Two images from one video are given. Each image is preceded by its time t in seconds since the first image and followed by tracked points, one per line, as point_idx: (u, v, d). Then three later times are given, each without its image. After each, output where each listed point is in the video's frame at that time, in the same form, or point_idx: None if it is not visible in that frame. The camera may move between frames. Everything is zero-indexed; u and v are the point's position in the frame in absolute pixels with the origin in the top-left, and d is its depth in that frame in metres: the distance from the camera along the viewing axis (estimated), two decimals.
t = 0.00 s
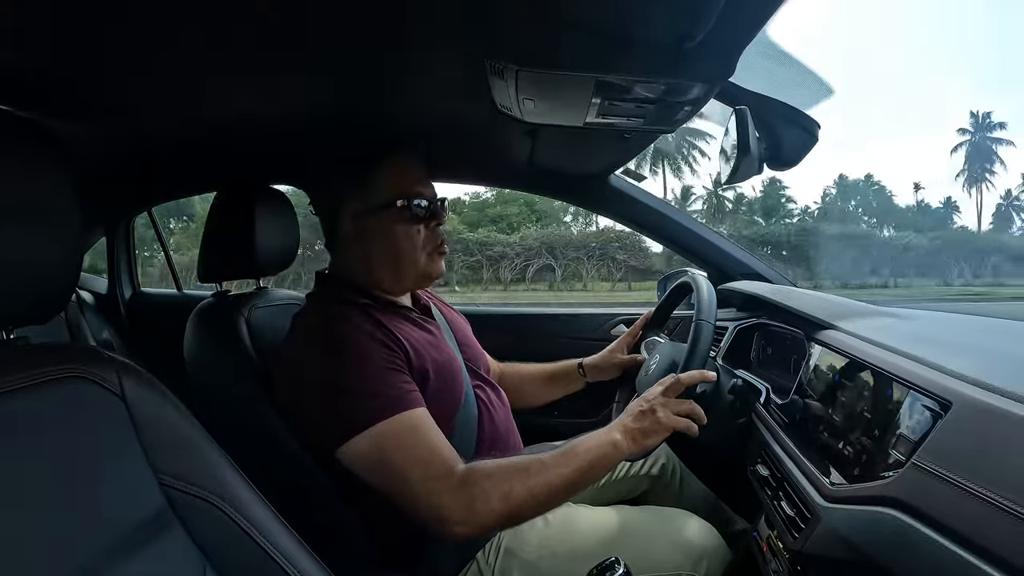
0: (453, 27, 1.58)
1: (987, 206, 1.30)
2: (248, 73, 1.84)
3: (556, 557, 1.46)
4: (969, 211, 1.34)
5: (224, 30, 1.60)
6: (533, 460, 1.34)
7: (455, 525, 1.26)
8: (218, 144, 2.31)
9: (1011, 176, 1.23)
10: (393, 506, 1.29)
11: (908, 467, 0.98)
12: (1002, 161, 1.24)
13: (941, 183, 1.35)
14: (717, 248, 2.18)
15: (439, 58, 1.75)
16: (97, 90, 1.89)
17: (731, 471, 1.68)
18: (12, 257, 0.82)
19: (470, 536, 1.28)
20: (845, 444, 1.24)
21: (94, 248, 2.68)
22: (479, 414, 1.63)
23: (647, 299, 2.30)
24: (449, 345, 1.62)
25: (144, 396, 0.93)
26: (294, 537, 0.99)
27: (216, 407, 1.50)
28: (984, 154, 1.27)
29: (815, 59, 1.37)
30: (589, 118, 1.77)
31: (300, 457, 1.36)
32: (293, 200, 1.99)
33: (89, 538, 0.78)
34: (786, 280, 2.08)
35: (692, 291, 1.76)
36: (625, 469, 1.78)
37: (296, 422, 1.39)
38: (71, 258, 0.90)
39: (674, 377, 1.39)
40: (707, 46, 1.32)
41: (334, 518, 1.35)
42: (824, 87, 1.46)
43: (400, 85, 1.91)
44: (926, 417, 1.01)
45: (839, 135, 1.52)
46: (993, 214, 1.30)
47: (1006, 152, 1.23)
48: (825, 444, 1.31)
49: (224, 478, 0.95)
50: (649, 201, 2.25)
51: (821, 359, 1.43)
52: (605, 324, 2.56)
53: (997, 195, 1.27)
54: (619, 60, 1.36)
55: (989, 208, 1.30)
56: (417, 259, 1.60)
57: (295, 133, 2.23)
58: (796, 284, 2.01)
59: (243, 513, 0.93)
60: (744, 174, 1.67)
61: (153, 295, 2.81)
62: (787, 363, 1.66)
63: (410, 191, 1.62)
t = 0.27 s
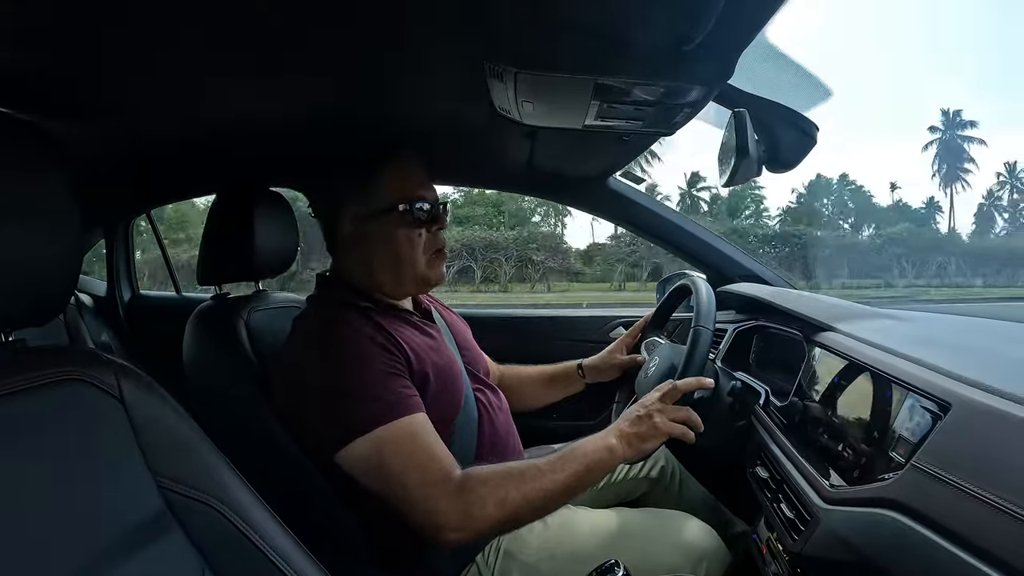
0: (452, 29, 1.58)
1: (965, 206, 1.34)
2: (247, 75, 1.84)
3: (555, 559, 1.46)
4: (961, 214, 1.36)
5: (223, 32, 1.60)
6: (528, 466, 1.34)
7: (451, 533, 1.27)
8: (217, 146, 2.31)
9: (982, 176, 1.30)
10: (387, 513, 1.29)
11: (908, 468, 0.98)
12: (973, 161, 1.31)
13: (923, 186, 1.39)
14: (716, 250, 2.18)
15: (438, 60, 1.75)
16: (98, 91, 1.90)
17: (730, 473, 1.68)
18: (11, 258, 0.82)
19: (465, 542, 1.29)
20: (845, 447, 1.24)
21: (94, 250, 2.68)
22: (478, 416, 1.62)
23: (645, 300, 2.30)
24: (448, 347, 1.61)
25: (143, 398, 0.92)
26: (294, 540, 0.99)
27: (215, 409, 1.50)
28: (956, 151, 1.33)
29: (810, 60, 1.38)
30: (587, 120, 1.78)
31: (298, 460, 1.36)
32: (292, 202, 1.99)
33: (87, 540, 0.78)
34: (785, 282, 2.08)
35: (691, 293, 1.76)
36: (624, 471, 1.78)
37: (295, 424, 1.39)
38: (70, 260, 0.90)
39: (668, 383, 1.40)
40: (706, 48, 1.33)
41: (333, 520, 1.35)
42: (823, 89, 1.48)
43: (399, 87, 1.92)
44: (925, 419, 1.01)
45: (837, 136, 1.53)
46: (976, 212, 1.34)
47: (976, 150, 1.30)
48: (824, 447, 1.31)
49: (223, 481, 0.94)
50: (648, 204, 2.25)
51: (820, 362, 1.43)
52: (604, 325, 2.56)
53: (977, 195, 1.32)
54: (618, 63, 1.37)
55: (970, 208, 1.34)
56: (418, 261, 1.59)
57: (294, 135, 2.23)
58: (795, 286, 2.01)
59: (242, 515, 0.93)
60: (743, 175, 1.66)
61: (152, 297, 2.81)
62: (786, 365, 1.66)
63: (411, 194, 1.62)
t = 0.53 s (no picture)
0: (453, 29, 1.58)
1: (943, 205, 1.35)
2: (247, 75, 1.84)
3: (555, 559, 1.46)
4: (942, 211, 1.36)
5: (223, 32, 1.60)
6: (520, 469, 1.34)
7: (445, 536, 1.27)
8: (217, 145, 2.31)
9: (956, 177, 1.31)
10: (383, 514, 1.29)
11: (907, 468, 0.98)
12: (945, 163, 1.33)
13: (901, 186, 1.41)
14: (715, 250, 2.18)
15: (438, 59, 1.75)
16: (101, 91, 1.90)
17: (730, 473, 1.68)
18: (12, 258, 0.82)
19: (459, 545, 1.28)
20: (844, 447, 1.24)
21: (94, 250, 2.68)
22: (478, 416, 1.63)
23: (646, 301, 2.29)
24: (447, 347, 1.61)
25: (143, 398, 0.92)
26: (294, 540, 0.99)
27: (215, 409, 1.50)
28: (927, 151, 1.34)
29: (810, 59, 1.38)
30: (587, 120, 1.78)
31: (298, 460, 1.36)
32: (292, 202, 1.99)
33: (88, 539, 0.78)
34: (785, 282, 2.08)
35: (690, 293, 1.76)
36: (624, 470, 1.78)
37: (294, 424, 1.39)
38: (70, 260, 0.90)
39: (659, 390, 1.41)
40: (706, 49, 1.33)
41: (333, 520, 1.35)
42: (823, 87, 1.48)
43: (399, 87, 1.92)
44: (924, 419, 1.01)
45: (835, 136, 1.53)
46: (955, 212, 1.34)
47: (947, 149, 1.32)
48: (823, 447, 1.31)
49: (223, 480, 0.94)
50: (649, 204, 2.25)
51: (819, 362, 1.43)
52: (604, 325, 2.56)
53: (955, 196, 1.32)
54: (618, 63, 1.37)
55: (949, 209, 1.34)
56: (417, 261, 1.59)
57: (294, 134, 2.23)
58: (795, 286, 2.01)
59: (242, 515, 0.93)
60: (743, 176, 1.66)
61: (152, 297, 2.81)
62: (785, 365, 1.66)
63: (410, 193, 1.62)
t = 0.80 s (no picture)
0: (452, 30, 1.58)
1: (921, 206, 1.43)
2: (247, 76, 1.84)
3: (556, 560, 1.46)
4: (920, 213, 1.44)
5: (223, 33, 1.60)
6: (517, 473, 1.34)
7: (444, 541, 1.26)
8: (217, 147, 2.31)
9: (928, 178, 1.39)
10: (382, 518, 1.28)
11: (908, 469, 0.98)
12: (917, 162, 1.42)
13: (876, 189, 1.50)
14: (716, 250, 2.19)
15: (438, 61, 1.75)
16: (102, 93, 1.91)
17: (730, 474, 1.68)
18: (12, 260, 0.82)
19: (457, 549, 1.28)
20: (846, 448, 1.23)
21: (95, 252, 2.68)
22: (478, 417, 1.62)
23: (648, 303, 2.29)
24: (447, 349, 1.61)
25: (145, 400, 0.92)
26: (295, 542, 0.99)
27: (215, 410, 1.50)
28: (897, 152, 1.43)
29: (810, 61, 1.39)
30: (588, 122, 1.78)
31: (299, 461, 1.36)
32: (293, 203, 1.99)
33: (88, 540, 0.78)
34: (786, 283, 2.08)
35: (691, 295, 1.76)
36: (625, 471, 1.78)
37: (294, 426, 1.38)
38: (70, 261, 0.90)
39: (659, 398, 1.41)
40: (706, 50, 1.33)
41: (334, 521, 1.35)
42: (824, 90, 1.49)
43: (399, 88, 1.92)
44: (926, 420, 1.01)
45: (836, 137, 1.53)
46: (935, 211, 1.42)
47: (915, 147, 1.40)
48: (824, 448, 1.31)
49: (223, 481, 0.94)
50: (649, 205, 2.25)
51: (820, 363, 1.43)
52: (604, 326, 2.56)
53: (933, 196, 1.40)
54: (619, 64, 1.37)
55: (926, 210, 1.43)
56: (416, 263, 1.59)
57: (294, 136, 2.23)
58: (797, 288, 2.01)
59: (243, 515, 0.93)
60: (744, 176, 1.66)
61: (153, 298, 2.81)
62: (786, 366, 1.65)
63: (410, 194, 1.62)
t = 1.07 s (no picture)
0: (453, 30, 1.58)
1: (897, 204, 1.51)
2: (249, 75, 1.84)
3: (558, 561, 1.46)
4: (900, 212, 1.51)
5: (225, 33, 1.60)
6: (516, 476, 1.34)
7: (444, 543, 1.27)
8: (220, 147, 2.32)
9: (899, 177, 1.47)
10: (382, 519, 1.28)
11: (910, 470, 0.98)
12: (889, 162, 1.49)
13: (852, 189, 1.57)
14: (719, 251, 2.18)
15: (439, 60, 1.75)
16: (104, 93, 1.91)
17: (733, 474, 1.68)
18: (12, 259, 0.82)
19: (455, 552, 1.29)
20: (848, 448, 1.23)
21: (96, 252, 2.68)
22: (479, 418, 1.62)
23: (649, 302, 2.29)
24: (448, 349, 1.61)
25: (147, 400, 0.92)
26: (297, 542, 0.99)
27: (218, 410, 1.50)
28: (870, 150, 1.51)
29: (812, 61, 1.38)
30: (590, 121, 1.78)
31: (301, 460, 1.36)
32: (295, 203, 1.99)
33: (90, 540, 0.79)
34: (789, 283, 2.08)
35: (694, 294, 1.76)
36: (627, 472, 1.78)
37: (296, 426, 1.39)
38: (72, 261, 0.90)
39: (659, 402, 1.41)
40: (708, 50, 1.33)
41: (336, 522, 1.35)
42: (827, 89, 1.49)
43: (400, 88, 1.92)
44: (929, 420, 1.01)
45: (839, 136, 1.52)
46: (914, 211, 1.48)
47: (884, 147, 1.48)
48: (826, 449, 1.31)
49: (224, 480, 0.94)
50: (651, 205, 2.25)
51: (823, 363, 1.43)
52: (607, 327, 2.56)
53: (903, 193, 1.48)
54: (620, 63, 1.37)
55: (905, 208, 1.50)
56: (421, 266, 1.59)
57: (296, 136, 2.23)
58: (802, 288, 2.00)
59: (245, 515, 0.93)
60: (746, 176, 1.66)
61: (156, 298, 2.81)
62: (789, 366, 1.65)
63: (416, 198, 1.62)
